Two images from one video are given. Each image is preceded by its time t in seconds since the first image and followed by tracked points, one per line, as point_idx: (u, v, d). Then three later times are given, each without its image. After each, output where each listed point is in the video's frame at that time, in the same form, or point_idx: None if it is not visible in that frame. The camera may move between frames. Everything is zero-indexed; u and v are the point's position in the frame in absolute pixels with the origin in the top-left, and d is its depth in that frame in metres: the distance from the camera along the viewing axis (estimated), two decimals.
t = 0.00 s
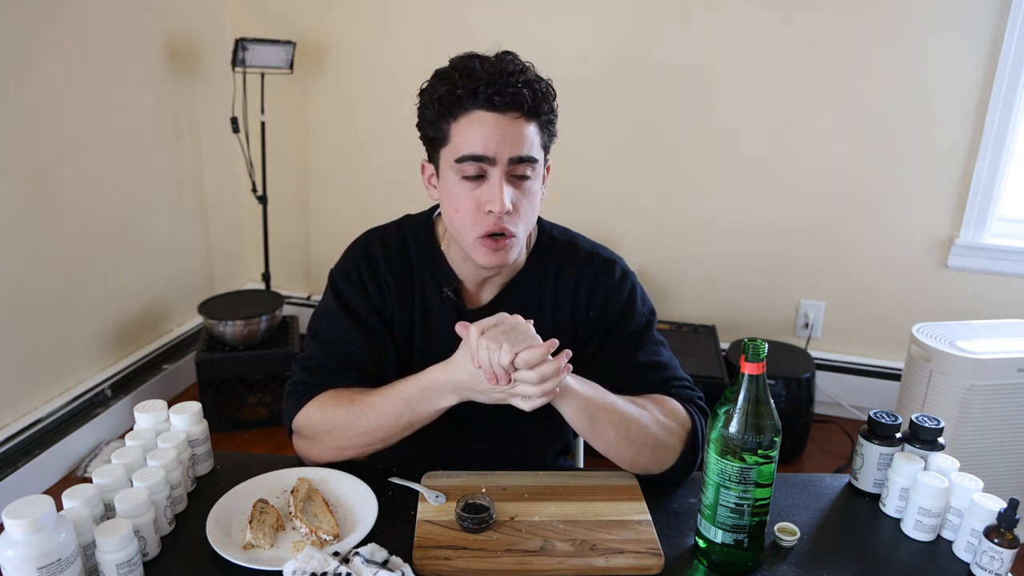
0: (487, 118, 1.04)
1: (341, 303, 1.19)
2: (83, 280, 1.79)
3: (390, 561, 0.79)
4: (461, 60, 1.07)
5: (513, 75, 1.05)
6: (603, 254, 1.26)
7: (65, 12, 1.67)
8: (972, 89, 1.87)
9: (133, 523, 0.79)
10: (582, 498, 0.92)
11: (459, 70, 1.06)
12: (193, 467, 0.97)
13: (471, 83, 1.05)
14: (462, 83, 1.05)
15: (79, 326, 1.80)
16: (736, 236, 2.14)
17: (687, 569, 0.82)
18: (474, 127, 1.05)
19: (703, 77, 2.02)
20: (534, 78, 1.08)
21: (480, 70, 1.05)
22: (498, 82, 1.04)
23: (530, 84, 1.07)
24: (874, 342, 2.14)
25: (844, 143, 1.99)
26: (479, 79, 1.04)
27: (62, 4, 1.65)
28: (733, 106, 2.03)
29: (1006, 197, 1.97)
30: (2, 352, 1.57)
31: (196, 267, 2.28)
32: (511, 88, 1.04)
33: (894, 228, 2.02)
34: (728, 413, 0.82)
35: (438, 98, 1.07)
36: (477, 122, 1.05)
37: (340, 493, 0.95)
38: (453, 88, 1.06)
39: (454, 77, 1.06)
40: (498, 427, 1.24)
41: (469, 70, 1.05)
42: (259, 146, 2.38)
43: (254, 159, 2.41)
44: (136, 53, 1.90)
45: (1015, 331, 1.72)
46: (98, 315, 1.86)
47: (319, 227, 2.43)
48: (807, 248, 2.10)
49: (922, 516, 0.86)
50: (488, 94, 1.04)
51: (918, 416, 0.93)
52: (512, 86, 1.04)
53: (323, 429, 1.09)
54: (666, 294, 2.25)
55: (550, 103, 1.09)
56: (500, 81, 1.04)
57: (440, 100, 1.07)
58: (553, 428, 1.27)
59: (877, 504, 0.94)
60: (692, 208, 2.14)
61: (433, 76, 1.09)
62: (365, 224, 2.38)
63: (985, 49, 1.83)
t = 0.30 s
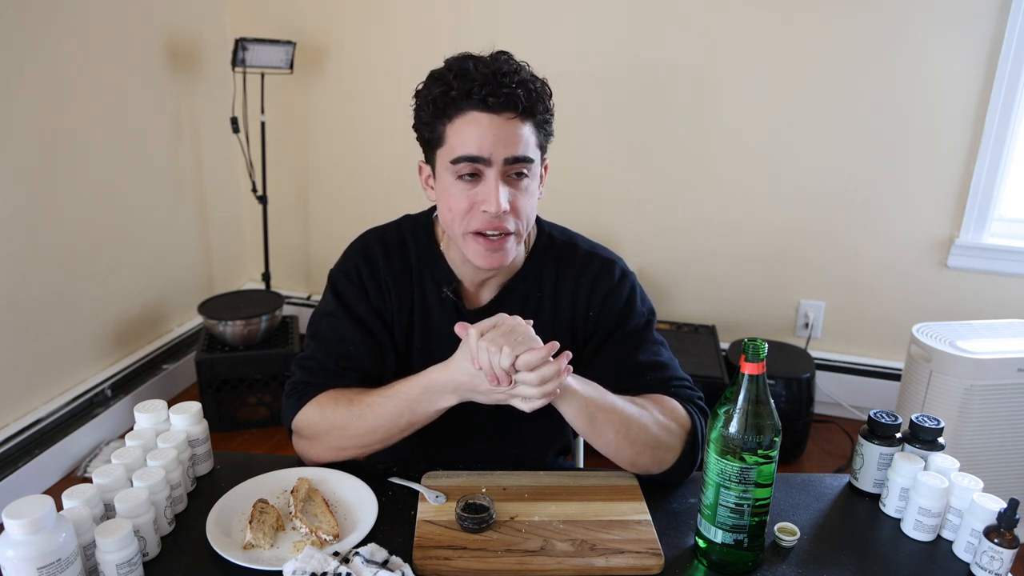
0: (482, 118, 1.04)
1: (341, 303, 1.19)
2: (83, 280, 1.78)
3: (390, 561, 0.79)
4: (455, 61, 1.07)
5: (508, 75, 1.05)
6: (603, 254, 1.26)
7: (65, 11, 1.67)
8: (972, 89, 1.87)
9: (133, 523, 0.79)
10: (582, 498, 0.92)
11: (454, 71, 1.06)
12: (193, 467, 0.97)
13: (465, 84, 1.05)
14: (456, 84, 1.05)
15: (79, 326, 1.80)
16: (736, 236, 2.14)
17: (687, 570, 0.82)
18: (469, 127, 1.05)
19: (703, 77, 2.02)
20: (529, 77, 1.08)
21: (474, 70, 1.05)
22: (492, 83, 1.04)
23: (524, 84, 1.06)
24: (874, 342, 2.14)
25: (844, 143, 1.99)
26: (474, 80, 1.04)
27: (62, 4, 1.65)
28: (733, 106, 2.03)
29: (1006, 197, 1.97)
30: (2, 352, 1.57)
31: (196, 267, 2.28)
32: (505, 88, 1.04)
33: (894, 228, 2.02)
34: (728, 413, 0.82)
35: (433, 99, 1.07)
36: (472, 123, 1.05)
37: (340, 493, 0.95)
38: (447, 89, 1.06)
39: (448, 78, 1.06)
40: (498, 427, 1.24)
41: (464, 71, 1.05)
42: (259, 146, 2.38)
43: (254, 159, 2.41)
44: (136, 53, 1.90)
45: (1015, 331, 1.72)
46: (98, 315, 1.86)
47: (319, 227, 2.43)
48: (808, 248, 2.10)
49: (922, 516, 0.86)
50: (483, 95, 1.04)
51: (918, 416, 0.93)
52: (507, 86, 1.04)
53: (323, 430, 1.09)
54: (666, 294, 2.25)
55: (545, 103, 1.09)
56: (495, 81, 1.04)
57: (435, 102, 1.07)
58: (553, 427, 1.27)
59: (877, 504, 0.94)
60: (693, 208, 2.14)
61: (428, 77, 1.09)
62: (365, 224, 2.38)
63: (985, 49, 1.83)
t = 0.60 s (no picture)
0: (484, 118, 1.04)
1: (341, 303, 1.19)
2: (83, 280, 1.78)
3: (390, 561, 0.79)
4: (457, 60, 1.07)
5: (510, 75, 1.05)
6: (603, 254, 1.26)
7: (65, 11, 1.67)
8: (971, 89, 1.87)
9: (133, 523, 0.79)
10: (582, 498, 0.92)
11: (456, 71, 1.06)
12: (193, 467, 0.97)
13: (467, 84, 1.05)
14: (458, 83, 1.05)
15: (79, 326, 1.80)
16: (736, 236, 2.14)
17: (687, 569, 0.82)
18: (471, 127, 1.05)
19: (703, 77, 2.02)
20: (531, 77, 1.08)
21: (476, 70, 1.05)
22: (494, 83, 1.04)
23: (526, 84, 1.06)
24: (874, 342, 2.14)
25: (844, 143, 1.99)
26: (476, 80, 1.04)
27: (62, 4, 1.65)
28: (733, 106, 2.03)
29: (1006, 197, 1.97)
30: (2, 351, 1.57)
31: (196, 267, 2.28)
32: (507, 88, 1.04)
33: (893, 228, 2.02)
34: (728, 413, 0.82)
35: (435, 99, 1.07)
36: (473, 123, 1.05)
37: (340, 493, 0.95)
38: (449, 88, 1.06)
39: (450, 78, 1.06)
40: (498, 427, 1.24)
41: (466, 71, 1.05)
42: (259, 146, 2.38)
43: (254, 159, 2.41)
44: (136, 52, 1.90)
45: (1015, 331, 1.72)
46: (98, 315, 1.86)
47: (319, 227, 2.43)
48: (808, 248, 2.10)
49: (922, 516, 0.86)
50: (485, 95, 1.04)
51: (918, 416, 0.93)
52: (509, 86, 1.04)
53: (323, 430, 1.09)
54: (666, 294, 2.25)
55: (547, 103, 1.09)
56: (496, 81, 1.04)
57: (437, 101, 1.07)
58: (553, 427, 1.27)
59: (877, 504, 0.94)
60: (693, 207, 2.14)
61: (429, 77, 1.09)
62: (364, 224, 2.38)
63: (985, 49, 1.83)
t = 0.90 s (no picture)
0: (484, 117, 1.04)
1: (341, 303, 1.19)
2: (83, 280, 1.78)
3: (390, 561, 0.79)
4: (457, 59, 1.07)
5: (510, 74, 1.05)
6: (603, 254, 1.26)
7: (65, 11, 1.66)
8: (972, 89, 1.87)
9: (133, 523, 0.79)
10: (582, 498, 0.92)
11: (456, 70, 1.06)
12: (193, 467, 0.97)
13: (467, 83, 1.05)
14: (458, 82, 1.05)
15: (79, 326, 1.80)
16: (736, 236, 2.14)
17: (687, 569, 0.82)
18: (471, 126, 1.05)
19: (703, 77, 2.02)
20: (531, 76, 1.08)
21: (476, 69, 1.05)
22: (494, 82, 1.04)
23: (527, 83, 1.06)
24: (874, 342, 2.14)
25: (844, 143, 1.99)
26: (476, 79, 1.04)
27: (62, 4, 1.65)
28: (733, 106, 2.03)
29: (1006, 197, 1.97)
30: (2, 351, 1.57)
31: (196, 267, 2.28)
32: (508, 87, 1.04)
33: (893, 228, 2.02)
34: (728, 413, 0.82)
35: (435, 98, 1.07)
36: (474, 122, 1.05)
37: (340, 493, 0.95)
38: (449, 87, 1.06)
39: (450, 77, 1.06)
40: (498, 427, 1.24)
41: (466, 70, 1.05)
42: (259, 146, 2.38)
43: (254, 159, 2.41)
44: (136, 52, 1.90)
45: (1014, 331, 1.72)
46: (98, 315, 1.86)
47: (319, 227, 2.43)
48: (807, 248, 2.10)
49: (922, 516, 0.86)
50: (485, 94, 1.04)
51: (918, 416, 0.93)
52: (509, 85, 1.04)
53: (322, 430, 1.08)
54: (666, 294, 2.25)
55: (547, 102, 1.09)
56: (497, 80, 1.04)
57: (437, 100, 1.07)
58: (553, 427, 1.27)
59: (877, 504, 0.94)
60: (693, 208, 2.14)
61: (429, 76, 1.09)
62: (364, 224, 2.38)
63: (985, 49, 1.83)
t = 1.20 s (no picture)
0: (483, 117, 1.04)
1: (341, 303, 1.19)
2: (83, 280, 1.79)
3: (390, 561, 0.79)
4: (455, 60, 1.07)
5: (508, 73, 1.05)
6: (602, 254, 1.26)
7: (65, 11, 1.66)
8: (972, 89, 1.86)
9: (133, 523, 0.79)
10: (582, 498, 0.92)
11: (455, 70, 1.06)
12: (193, 467, 0.97)
13: (466, 82, 1.05)
14: (457, 82, 1.05)
15: (80, 326, 1.80)
16: (736, 236, 2.14)
17: (687, 569, 0.82)
18: (470, 126, 1.05)
19: (703, 77, 2.02)
20: (529, 75, 1.08)
21: (475, 69, 1.05)
22: (493, 81, 1.04)
23: (526, 82, 1.07)
24: (873, 342, 2.14)
25: (844, 143, 1.99)
26: (474, 79, 1.04)
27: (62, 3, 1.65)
28: (733, 105, 2.03)
29: (1006, 197, 1.97)
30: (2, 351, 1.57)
31: (196, 267, 2.28)
32: (506, 86, 1.04)
33: (893, 228, 2.02)
34: (728, 413, 0.82)
35: (434, 98, 1.07)
36: (472, 122, 1.05)
37: (340, 493, 0.95)
38: (448, 87, 1.06)
39: (449, 77, 1.06)
40: (498, 427, 1.24)
41: (464, 70, 1.05)
42: (259, 146, 2.38)
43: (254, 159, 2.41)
44: (135, 52, 1.90)
45: (1014, 331, 1.72)
46: (98, 315, 1.86)
47: (320, 227, 2.43)
48: (807, 248, 2.10)
49: (922, 516, 0.86)
50: (484, 93, 1.04)
51: (918, 416, 0.93)
52: (508, 85, 1.04)
53: (321, 430, 1.08)
54: (666, 294, 2.25)
55: (546, 102, 1.09)
56: (496, 80, 1.04)
57: (436, 101, 1.06)
58: (553, 427, 1.27)
59: (877, 504, 0.94)
60: (693, 207, 2.14)
61: (428, 76, 1.09)
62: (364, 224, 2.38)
63: (984, 49, 1.83)
